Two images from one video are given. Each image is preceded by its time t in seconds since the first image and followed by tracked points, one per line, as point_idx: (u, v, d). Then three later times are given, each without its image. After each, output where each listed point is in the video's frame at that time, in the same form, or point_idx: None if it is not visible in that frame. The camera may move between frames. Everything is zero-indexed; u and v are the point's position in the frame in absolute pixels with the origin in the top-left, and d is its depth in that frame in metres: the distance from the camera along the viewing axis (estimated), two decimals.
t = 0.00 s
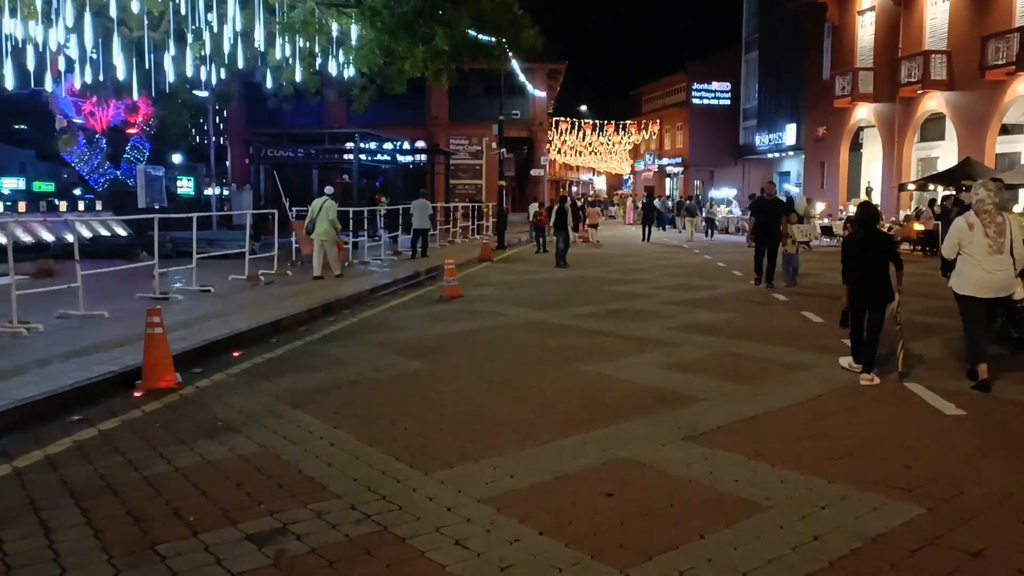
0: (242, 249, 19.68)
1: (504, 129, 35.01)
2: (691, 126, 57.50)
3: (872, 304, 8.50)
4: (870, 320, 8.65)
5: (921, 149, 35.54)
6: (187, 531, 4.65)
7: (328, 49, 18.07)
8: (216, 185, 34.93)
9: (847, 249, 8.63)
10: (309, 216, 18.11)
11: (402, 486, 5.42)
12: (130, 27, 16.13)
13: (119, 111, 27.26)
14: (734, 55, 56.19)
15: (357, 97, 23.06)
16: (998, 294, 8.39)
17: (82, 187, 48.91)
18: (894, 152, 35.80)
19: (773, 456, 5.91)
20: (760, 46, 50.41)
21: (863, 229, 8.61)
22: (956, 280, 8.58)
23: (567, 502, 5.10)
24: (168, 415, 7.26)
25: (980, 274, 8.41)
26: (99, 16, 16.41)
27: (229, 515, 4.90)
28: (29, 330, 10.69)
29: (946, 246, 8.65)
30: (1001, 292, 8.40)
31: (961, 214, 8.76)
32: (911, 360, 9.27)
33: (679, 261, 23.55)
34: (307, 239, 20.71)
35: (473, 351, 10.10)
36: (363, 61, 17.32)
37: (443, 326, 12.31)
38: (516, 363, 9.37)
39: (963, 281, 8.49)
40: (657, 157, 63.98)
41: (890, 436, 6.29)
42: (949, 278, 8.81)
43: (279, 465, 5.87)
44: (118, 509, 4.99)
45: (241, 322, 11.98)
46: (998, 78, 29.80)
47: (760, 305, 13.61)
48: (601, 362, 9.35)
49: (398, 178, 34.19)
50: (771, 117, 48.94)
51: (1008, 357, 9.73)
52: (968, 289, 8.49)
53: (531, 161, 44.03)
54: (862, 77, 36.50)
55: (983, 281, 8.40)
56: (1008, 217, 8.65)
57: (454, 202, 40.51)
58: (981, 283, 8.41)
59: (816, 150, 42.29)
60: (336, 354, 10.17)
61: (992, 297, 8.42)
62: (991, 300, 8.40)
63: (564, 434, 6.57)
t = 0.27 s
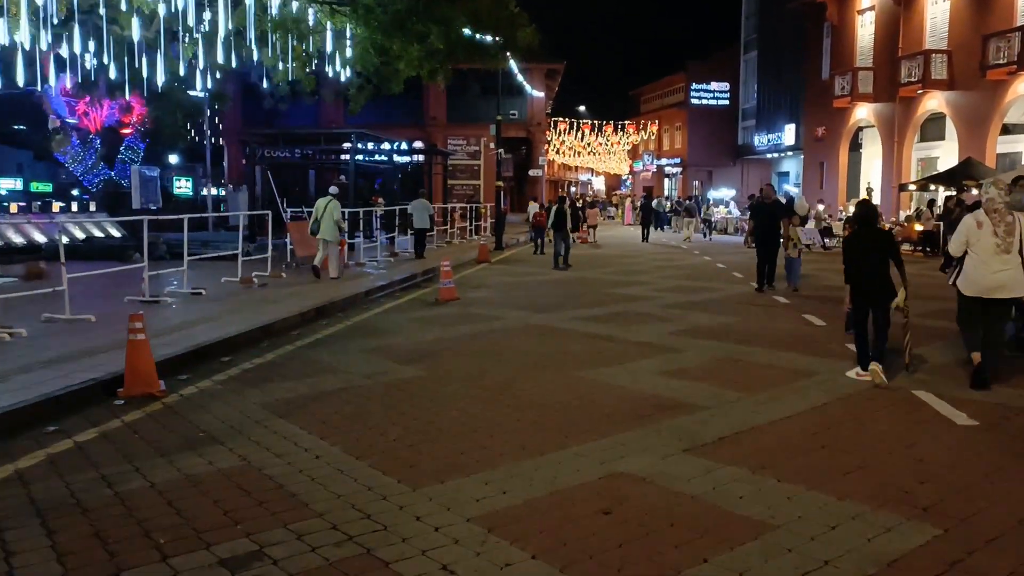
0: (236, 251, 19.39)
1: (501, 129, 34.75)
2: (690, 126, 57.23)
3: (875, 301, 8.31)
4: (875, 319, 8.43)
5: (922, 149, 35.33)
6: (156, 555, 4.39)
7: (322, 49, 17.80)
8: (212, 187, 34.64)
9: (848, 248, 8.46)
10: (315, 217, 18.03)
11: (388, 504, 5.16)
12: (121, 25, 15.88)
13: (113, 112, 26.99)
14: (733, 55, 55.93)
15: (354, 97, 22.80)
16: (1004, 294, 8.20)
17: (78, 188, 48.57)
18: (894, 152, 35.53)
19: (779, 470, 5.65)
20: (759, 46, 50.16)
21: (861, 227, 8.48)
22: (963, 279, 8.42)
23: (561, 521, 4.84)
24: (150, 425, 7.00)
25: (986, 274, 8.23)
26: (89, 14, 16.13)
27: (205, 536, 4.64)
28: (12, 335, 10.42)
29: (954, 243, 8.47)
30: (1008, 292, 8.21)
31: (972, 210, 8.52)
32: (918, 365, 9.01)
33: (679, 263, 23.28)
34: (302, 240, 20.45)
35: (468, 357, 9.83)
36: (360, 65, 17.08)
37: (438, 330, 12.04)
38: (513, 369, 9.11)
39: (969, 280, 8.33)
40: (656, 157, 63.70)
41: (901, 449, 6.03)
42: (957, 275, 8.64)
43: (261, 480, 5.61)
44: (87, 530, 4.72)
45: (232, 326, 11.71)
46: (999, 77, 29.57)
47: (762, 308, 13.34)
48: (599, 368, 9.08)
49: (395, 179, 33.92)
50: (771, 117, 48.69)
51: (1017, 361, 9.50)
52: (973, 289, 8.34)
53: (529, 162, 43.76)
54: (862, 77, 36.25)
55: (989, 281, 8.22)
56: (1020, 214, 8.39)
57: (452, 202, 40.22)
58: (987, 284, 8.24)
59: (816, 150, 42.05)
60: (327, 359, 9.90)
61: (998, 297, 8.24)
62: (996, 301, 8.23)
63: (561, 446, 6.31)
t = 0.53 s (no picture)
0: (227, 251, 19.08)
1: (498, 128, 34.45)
2: (690, 125, 56.91)
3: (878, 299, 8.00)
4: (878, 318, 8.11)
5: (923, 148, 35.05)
6: None
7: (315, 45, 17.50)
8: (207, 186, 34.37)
9: (849, 249, 8.19)
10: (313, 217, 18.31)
11: (368, 520, 4.87)
12: (109, 22, 15.59)
13: (106, 110, 26.74)
14: (733, 54, 55.63)
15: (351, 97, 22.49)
16: (1012, 295, 7.90)
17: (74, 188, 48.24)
18: (894, 151, 35.20)
19: (781, 482, 5.37)
20: (758, 45, 49.82)
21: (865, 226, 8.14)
22: (969, 281, 8.14)
23: (551, 539, 4.55)
24: (126, 433, 6.70)
25: (991, 274, 7.95)
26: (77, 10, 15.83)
27: (170, 556, 4.35)
28: None
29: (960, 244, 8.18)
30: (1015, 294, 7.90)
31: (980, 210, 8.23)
32: (925, 370, 8.70)
33: (678, 263, 23.01)
34: (296, 240, 20.12)
35: (460, 360, 9.52)
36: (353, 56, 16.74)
37: (430, 331, 11.74)
38: (505, 373, 8.81)
39: (975, 281, 8.05)
40: (655, 157, 63.42)
41: (910, 459, 5.73)
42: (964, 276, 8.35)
43: (235, 493, 5.31)
44: (44, 550, 4.43)
45: (219, 328, 11.40)
46: (1001, 76, 29.26)
47: (763, 310, 13.03)
48: (594, 372, 8.79)
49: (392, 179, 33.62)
50: (770, 116, 48.44)
51: None
52: (980, 290, 8.06)
53: (527, 161, 43.45)
54: (862, 76, 35.95)
55: (996, 282, 7.93)
56: None
57: (448, 202, 39.84)
58: (993, 285, 7.95)
59: (815, 149, 41.76)
60: (315, 362, 9.61)
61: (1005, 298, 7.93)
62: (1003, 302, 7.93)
63: (553, 455, 6.02)
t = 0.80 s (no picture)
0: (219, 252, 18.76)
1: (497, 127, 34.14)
2: (690, 125, 56.59)
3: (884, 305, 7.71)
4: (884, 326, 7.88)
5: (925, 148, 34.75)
6: None
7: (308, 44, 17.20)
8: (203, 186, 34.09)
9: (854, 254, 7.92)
10: (313, 218, 18.28)
11: (348, 545, 4.57)
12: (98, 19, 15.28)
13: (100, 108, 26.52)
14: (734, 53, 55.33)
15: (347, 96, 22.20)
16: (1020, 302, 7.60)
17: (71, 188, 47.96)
18: (896, 151, 34.84)
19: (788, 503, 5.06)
20: (759, 44, 49.50)
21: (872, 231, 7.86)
22: (976, 288, 7.86)
23: (542, 568, 4.25)
24: (100, 446, 6.39)
25: (999, 281, 7.64)
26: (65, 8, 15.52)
27: None
28: None
29: (966, 251, 7.92)
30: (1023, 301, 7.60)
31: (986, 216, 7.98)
32: (935, 378, 8.38)
33: (679, 264, 22.71)
34: (290, 241, 19.83)
35: (453, 367, 9.22)
36: (346, 52, 16.45)
37: (424, 337, 11.45)
38: (499, 381, 8.51)
39: (982, 289, 7.77)
40: (655, 156, 63.11)
41: (924, 479, 5.42)
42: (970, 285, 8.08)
43: (208, 515, 5.00)
44: None
45: (205, 333, 11.08)
46: (1005, 75, 28.91)
47: (765, 314, 12.72)
48: (592, 381, 8.48)
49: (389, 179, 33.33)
50: (771, 116, 48.15)
51: None
52: (987, 298, 7.76)
53: (527, 161, 43.16)
54: (864, 75, 35.61)
55: (1004, 289, 7.63)
56: None
57: (447, 202, 39.61)
58: (1001, 292, 7.65)
59: (816, 149, 41.45)
60: (304, 369, 9.31)
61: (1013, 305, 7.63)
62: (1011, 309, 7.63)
63: (547, 472, 5.72)
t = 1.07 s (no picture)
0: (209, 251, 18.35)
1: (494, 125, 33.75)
2: (689, 124, 56.21)
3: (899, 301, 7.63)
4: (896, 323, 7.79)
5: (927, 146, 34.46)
6: None
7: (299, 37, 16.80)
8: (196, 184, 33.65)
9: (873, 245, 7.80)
10: (314, 215, 17.87)
11: (323, 567, 4.21)
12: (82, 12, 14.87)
13: (92, 106, 26.18)
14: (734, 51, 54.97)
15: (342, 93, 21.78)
16: None
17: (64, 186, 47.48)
18: (897, 148, 34.46)
19: (798, 519, 4.72)
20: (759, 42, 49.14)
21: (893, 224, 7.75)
22: (982, 281, 7.61)
23: None
24: (68, 455, 6.03)
25: (1008, 274, 7.42)
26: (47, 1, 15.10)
27: None
28: None
29: (974, 243, 7.69)
30: None
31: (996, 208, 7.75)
32: (950, 381, 8.02)
33: (679, 263, 22.37)
34: (283, 239, 19.46)
35: (446, 369, 8.90)
36: (339, 48, 16.13)
37: (417, 338, 11.11)
38: (493, 384, 8.19)
39: (989, 282, 7.52)
40: (654, 155, 62.73)
41: (944, 493, 5.07)
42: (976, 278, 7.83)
43: (174, 533, 4.65)
44: None
45: (190, 334, 10.72)
46: (1008, 72, 28.54)
47: (768, 315, 12.36)
48: (590, 384, 8.15)
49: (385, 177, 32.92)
50: (771, 115, 47.82)
51: None
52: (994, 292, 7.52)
53: (525, 160, 42.77)
54: (865, 72, 35.23)
55: (1011, 282, 7.40)
56: None
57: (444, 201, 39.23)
58: (1009, 285, 7.41)
59: (816, 147, 41.13)
60: (291, 372, 8.98)
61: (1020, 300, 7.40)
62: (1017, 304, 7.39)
63: (540, 485, 5.38)
